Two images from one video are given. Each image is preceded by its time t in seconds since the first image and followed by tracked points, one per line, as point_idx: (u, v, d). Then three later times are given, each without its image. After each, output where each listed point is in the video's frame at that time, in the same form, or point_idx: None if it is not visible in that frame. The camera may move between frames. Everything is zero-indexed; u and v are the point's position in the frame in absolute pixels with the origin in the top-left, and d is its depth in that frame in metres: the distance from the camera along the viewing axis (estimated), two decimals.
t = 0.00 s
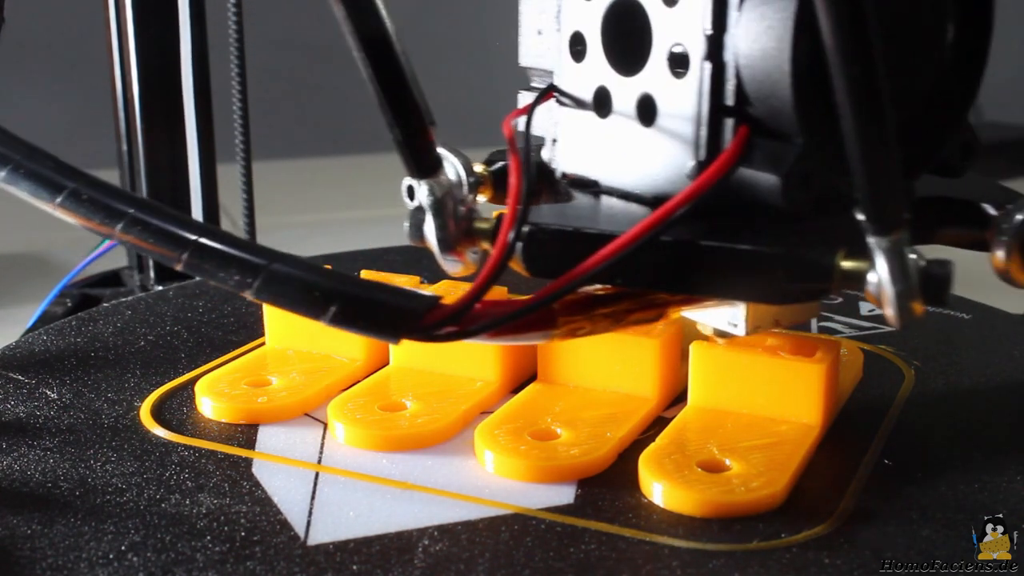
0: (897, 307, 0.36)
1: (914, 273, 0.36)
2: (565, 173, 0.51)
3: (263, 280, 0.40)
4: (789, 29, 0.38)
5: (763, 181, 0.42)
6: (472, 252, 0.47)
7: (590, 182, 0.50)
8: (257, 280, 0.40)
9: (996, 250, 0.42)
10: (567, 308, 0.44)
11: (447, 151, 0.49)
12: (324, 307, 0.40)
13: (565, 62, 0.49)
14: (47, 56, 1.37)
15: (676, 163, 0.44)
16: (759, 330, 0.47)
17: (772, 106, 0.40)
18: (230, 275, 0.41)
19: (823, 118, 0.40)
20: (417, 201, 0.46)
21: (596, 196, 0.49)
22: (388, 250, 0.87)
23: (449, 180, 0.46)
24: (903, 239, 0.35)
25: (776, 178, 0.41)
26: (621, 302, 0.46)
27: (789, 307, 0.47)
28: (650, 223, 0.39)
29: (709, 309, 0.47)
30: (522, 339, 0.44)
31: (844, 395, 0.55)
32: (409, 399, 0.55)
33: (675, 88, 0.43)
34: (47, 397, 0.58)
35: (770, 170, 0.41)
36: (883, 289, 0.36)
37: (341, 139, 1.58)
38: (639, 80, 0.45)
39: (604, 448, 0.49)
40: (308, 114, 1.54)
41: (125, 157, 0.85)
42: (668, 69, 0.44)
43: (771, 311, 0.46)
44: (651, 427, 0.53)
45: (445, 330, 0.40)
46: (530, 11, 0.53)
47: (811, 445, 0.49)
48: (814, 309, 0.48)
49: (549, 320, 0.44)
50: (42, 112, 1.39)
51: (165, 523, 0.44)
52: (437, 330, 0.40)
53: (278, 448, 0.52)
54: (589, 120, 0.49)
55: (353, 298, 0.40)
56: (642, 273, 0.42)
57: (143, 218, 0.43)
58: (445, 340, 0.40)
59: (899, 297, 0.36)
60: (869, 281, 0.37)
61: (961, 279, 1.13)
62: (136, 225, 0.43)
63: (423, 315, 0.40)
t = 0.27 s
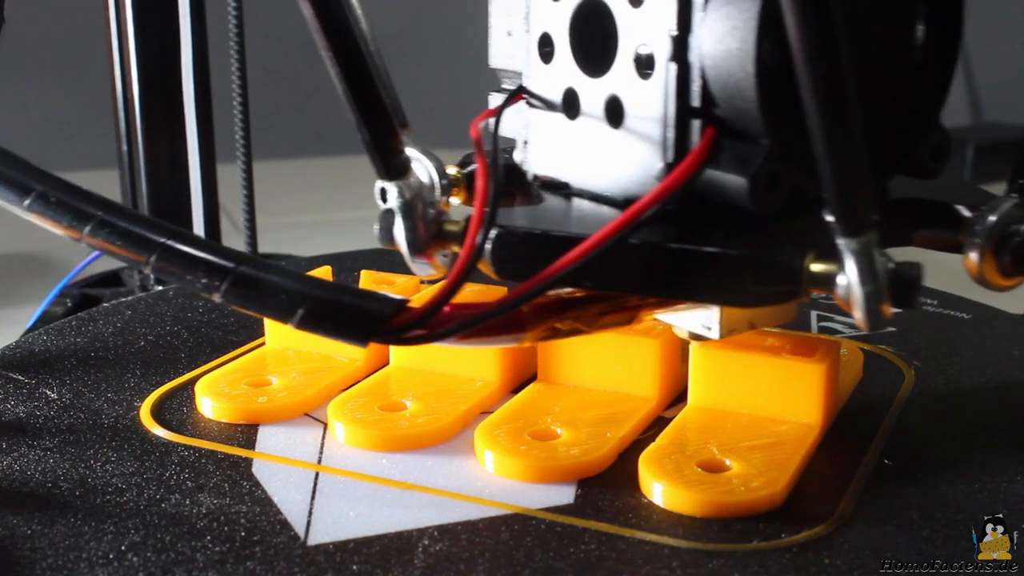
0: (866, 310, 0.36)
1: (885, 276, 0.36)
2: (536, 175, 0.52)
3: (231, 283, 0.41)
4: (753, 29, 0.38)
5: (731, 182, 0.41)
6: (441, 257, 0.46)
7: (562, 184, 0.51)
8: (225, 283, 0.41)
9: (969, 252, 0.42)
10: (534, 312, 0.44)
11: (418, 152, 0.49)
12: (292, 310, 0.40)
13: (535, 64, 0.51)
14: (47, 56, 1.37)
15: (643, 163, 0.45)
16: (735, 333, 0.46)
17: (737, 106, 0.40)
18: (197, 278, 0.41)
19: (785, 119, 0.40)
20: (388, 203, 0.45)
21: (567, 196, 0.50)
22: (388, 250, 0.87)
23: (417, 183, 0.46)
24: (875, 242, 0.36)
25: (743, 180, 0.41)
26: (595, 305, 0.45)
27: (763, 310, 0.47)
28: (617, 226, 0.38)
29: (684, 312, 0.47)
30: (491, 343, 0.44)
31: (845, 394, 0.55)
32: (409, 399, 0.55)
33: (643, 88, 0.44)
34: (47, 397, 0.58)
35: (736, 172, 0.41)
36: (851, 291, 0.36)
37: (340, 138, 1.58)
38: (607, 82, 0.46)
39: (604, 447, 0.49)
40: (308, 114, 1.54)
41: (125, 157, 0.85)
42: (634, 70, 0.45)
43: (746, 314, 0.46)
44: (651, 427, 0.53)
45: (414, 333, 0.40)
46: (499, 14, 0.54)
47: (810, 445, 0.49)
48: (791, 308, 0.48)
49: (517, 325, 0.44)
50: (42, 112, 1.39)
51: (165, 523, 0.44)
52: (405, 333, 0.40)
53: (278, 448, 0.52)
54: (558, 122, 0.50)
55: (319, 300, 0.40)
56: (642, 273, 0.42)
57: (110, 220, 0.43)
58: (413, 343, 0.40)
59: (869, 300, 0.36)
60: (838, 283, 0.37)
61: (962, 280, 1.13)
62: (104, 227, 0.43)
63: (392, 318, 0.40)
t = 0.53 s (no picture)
0: (926, 316, 0.35)
1: (945, 284, 0.35)
2: (579, 179, 0.51)
3: (274, 281, 0.40)
4: (809, 31, 0.38)
5: (783, 188, 0.41)
6: (487, 262, 0.46)
7: (607, 189, 0.49)
8: (269, 280, 0.40)
9: None
10: (582, 316, 0.44)
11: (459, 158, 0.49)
12: (335, 311, 0.40)
13: (577, 65, 0.49)
14: (47, 57, 1.37)
15: (695, 168, 0.44)
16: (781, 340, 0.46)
17: (793, 109, 0.39)
18: (241, 276, 0.41)
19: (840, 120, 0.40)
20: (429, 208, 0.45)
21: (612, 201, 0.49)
22: (388, 250, 0.88)
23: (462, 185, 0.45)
24: (932, 247, 0.35)
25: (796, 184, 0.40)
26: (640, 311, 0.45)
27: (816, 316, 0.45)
28: (666, 233, 0.38)
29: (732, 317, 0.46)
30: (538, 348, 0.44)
31: (845, 394, 0.55)
32: (409, 399, 0.55)
33: (693, 91, 0.43)
34: (47, 397, 0.58)
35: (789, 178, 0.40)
36: (910, 298, 0.35)
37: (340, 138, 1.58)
38: (656, 84, 0.45)
39: (604, 447, 0.49)
40: (308, 114, 1.54)
41: (125, 157, 0.85)
42: (684, 72, 0.43)
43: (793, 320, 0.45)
44: (651, 427, 0.53)
45: (459, 336, 0.41)
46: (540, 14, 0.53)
47: (810, 444, 0.49)
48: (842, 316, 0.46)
49: (565, 329, 0.44)
50: (42, 112, 1.39)
51: (165, 523, 0.44)
52: (451, 335, 0.40)
53: (278, 448, 0.52)
54: (603, 124, 0.48)
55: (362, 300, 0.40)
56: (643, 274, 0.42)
57: (153, 214, 0.42)
58: (458, 346, 0.40)
59: (928, 306, 0.35)
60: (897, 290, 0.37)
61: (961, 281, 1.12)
62: (146, 221, 0.42)
63: (437, 321, 0.41)
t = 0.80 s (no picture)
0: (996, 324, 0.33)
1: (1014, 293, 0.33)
2: (628, 184, 0.50)
3: (324, 279, 0.42)
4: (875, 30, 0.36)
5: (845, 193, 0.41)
6: (539, 269, 0.46)
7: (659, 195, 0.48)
8: (319, 278, 0.42)
9: None
10: (638, 323, 0.44)
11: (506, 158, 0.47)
12: (387, 312, 0.41)
13: (626, 68, 0.48)
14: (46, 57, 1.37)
15: (754, 173, 0.43)
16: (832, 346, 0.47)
17: (855, 114, 0.38)
18: (291, 272, 0.42)
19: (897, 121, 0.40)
20: (476, 215, 0.45)
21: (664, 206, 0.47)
22: (388, 250, 0.88)
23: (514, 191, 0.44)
24: (1000, 255, 0.33)
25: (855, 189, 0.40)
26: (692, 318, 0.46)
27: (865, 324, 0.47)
28: (725, 242, 0.37)
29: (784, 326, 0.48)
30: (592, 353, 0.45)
31: (845, 395, 0.55)
32: (409, 399, 0.55)
33: (751, 96, 0.42)
34: (47, 397, 0.58)
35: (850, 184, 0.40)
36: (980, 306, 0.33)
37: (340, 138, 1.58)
38: (710, 88, 0.44)
39: (605, 447, 0.49)
40: (308, 114, 1.54)
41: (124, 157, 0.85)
42: (741, 76, 0.42)
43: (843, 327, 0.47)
44: (652, 427, 0.53)
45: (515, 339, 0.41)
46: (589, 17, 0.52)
47: (810, 444, 0.49)
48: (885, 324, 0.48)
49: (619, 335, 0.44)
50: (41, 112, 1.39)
51: (165, 523, 0.44)
52: (507, 339, 0.41)
53: (278, 448, 0.52)
54: (653, 128, 0.47)
55: (416, 303, 0.41)
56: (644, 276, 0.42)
57: (201, 208, 0.44)
58: (513, 349, 0.41)
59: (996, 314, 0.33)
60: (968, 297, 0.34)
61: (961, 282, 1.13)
62: (193, 214, 0.44)
63: (494, 324, 0.41)
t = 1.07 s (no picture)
0: None
1: None
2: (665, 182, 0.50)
3: (370, 276, 0.42)
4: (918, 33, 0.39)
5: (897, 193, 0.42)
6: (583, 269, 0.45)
7: (698, 195, 0.48)
8: (365, 275, 0.42)
9: None
10: (683, 322, 0.44)
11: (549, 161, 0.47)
12: (433, 308, 0.41)
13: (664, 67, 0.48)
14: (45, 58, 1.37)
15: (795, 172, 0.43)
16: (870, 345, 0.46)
17: (903, 115, 0.40)
18: (338, 269, 0.42)
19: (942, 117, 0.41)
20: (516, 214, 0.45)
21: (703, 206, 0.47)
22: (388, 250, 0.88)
23: (555, 189, 0.44)
24: None
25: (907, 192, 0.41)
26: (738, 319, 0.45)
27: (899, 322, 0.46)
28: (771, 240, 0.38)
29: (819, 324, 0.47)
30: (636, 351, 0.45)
31: (844, 395, 0.55)
32: (409, 399, 0.55)
33: (795, 95, 0.42)
34: (47, 397, 0.58)
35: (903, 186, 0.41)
36: None
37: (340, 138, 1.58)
38: (753, 87, 0.44)
39: (605, 447, 0.49)
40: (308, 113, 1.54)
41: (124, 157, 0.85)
42: (785, 76, 0.42)
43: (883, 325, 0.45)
44: (651, 427, 0.53)
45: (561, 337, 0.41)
46: (630, 17, 0.52)
47: (810, 444, 0.49)
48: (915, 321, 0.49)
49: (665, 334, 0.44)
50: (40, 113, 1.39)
51: (165, 523, 0.44)
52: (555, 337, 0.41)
53: (278, 448, 0.52)
54: (693, 127, 0.47)
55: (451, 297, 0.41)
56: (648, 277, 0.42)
57: (246, 205, 0.44)
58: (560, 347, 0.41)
59: None
60: None
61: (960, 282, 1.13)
62: (239, 211, 0.44)
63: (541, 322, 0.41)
